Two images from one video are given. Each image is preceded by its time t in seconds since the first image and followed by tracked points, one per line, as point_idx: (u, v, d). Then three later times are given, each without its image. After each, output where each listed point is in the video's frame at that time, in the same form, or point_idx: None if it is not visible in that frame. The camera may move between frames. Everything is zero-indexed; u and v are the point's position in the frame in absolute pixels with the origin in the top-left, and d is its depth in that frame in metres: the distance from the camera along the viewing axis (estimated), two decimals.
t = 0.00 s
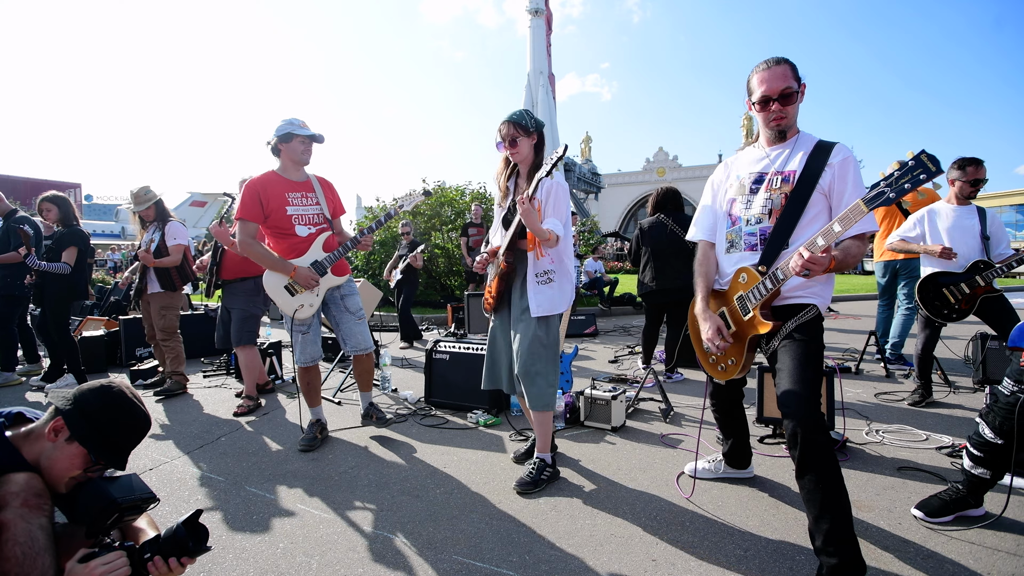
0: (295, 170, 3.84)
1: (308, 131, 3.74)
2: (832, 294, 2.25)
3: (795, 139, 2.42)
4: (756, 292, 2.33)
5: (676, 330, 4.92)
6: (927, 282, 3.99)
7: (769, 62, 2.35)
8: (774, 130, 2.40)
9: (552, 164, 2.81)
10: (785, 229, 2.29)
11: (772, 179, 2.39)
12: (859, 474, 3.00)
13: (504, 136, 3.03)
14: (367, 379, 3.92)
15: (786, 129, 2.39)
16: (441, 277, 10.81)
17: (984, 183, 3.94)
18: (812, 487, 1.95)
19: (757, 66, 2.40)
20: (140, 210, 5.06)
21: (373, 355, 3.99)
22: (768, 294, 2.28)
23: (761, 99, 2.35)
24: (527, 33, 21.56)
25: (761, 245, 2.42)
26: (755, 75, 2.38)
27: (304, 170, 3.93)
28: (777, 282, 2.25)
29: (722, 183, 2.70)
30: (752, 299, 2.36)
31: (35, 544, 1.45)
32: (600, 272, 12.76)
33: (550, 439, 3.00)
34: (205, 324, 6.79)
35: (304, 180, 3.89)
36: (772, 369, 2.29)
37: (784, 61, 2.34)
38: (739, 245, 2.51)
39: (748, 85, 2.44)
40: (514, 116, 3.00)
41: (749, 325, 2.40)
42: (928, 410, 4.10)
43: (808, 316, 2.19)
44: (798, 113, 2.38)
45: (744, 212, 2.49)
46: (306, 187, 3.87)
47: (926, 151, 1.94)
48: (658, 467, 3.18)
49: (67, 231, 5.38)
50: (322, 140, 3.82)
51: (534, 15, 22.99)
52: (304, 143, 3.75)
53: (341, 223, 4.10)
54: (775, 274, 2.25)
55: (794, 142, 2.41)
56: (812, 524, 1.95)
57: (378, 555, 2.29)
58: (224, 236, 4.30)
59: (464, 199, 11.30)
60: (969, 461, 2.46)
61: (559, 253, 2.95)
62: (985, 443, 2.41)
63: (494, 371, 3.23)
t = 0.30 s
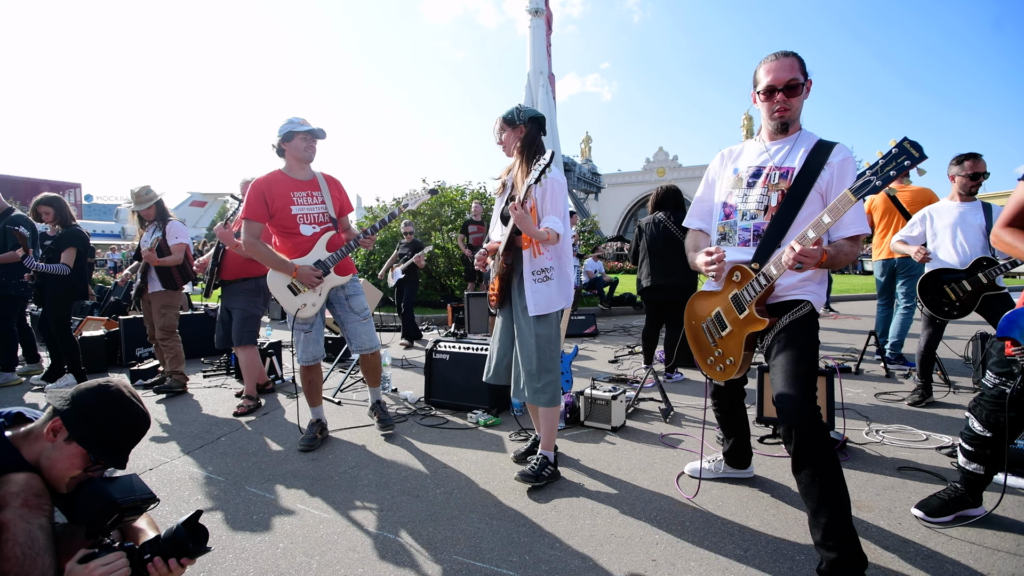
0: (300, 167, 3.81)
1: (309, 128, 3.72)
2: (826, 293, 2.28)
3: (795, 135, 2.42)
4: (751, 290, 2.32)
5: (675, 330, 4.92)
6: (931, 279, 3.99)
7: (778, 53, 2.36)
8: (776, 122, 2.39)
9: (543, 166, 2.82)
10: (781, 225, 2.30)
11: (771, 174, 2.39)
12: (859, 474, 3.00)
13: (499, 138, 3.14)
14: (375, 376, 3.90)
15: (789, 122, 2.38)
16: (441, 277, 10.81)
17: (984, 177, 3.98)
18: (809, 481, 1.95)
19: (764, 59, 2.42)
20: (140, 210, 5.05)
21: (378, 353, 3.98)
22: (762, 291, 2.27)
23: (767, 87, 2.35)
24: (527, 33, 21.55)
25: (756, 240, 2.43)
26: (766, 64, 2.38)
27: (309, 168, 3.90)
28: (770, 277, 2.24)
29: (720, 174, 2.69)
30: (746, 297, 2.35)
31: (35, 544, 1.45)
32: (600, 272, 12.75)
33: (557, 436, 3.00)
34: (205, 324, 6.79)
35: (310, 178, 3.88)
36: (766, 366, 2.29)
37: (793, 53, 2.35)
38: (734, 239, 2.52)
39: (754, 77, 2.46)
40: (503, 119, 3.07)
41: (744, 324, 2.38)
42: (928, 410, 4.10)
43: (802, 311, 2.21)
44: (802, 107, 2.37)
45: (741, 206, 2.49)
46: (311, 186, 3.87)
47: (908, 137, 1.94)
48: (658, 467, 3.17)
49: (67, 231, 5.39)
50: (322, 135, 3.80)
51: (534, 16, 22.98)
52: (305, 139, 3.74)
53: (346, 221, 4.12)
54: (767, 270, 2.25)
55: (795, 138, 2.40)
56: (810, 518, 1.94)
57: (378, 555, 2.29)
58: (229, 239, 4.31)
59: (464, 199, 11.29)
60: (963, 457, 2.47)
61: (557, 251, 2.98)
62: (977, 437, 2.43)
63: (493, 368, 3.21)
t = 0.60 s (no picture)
0: (318, 172, 3.83)
1: (328, 132, 3.73)
2: (825, 299, 2.27)
3: (784, 139, 2.42)
4: (746, 297, 2.33)
5: (675, 330, 4.92)
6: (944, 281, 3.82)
7: (756, 62, 2.37)
8: (760, 130, 2.41)
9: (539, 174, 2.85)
10: (773, 232, 2.30)
11: (760, 181, 2.40)
12: (859, 474, 3.00)
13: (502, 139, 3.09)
14: (366, 384, 3.86)
15: (772, 129, 2.39)
16: (442, 277, 10.82)
17: (998, 180, 3.99)
18: (803, 487, 1.95)
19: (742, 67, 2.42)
20: (140, 208, 5.06)
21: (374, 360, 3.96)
22: (757, 299, 2.27)
23: (748, 98, 2.36)
24: (527, 33, 21.54)
25: (751, 248, 2.43)
26: (742, 75, 2.40)
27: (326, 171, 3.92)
28: (766, 286, 2.23)
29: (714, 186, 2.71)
30: (741, 304, 2.37)
31: (37, 544, 1.44)
32: (600, 272, 12.74)
33: (551, 438, 3.00)
34: (205, 324, 6.79)
35: (327, 180, 3.88)
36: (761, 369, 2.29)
37: (771, 61, 2.36)
38: (730, 249, 2.53)
39: (734, 87, 2.47)
40: (508, 119, 3.03)
41: (740, 330, 2.39)
42: (928, 411, 4.10)
43: (798, 315, 2.20)
44: (784, 114, 2.39)
45: (733, 214, 2.50)
46: (328, 187, 3.87)
47: (912, 157, 1.92)
48: (658, 467, 3.18)
49: (67, 232, 5.40)
50: (342, 140, 3.81)
51: (534, 15, 22.98)
52: (324, 143, 3.73)
53: (362, 223, 4.13)
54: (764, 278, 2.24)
55: (782, 142, 2.40)
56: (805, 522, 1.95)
57: (378, 555, 2.29)
58: (227, 238, 4.34)
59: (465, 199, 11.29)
60: (955, 468, 2.48)
61: (555, 253, 2.97)
62: (963, 451, 2.42)
63: (491, 369, 3.21)
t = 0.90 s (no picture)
0: (338, 177, 3.85)
1: (352, 141, 3.75)
2: (826, 291, 2.26)
3: (775, 137, 2.42)
4: (749, 297, 2.33)
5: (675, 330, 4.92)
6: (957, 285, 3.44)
7: (739, 64, 2.40)
8: (746, 130, 2.42)
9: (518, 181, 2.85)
10: (773, 232, 2.29)
11: (756, 181, 2.40)
12: (859, 474, 3.00)
13: (501, 137, 3.05)
14: (369, 382, 3.85)
15: (758, 130, 2.40)
16: (442, 277, 10.83)
17: (1011, 181, 3.99)
18: (805, 486, 1.95)
19: (728, 68, 2.45)
20: (141, 206, 5.07)
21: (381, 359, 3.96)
22: (760, 298, 2.28)
23: (731, 99, 2.38)
24: (527, 33, 21.55)
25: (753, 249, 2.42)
26: (727, 77, 2.42)
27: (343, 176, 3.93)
28: (767, 287, 2.25)
29: (709, 189, 2.71)
30: (744, 305, 2.36)
31: (45, 543, 1.46)
32: (600, 272, 12.74)
33: (551, 437, 2.99)
34: (205, 323, 6.79)
35: (345, 184, 3.89)
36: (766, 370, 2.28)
37: (755, 61, 2.38)
38: (732, 251, 2.51)
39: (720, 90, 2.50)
40: (507, 116, 3.00)
41: (742, 331, 2.38)
42: (928, 410, 4.10)
43: (801, 317, 2.19)
44: (770, 114, 2.39)
45: (733, 216, 2.49)
46: (347, 191, 3.89)
47: (905, 151, 1.91)
48: (658, 467, 3.17)
49: (67, 230, 5.39)
50: (363, 149, 3.83)
51: (534, 15, 22.99)
52: (347, 151, 3.76)
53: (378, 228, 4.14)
54: (765, 278, 2.25)
55: (774, 141, 2.41)
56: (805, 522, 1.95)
57: (379, 555, 2.29)
58: (226, 247, 4.25)
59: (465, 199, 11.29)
60: (962, 471, 2.44)
61: (559, 251, 3.00)
62: (972, 454, 2.39)
63: (499, 368, 3.24)
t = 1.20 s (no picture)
0: (347, 178, 3.85)
1: (364, 143, 3.75)
2: (834, 288, 2.26)
3: (781, 128, 2.42)
4: (755, 298, 2.33)
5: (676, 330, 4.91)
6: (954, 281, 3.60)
7: (753, 45, 2.39)
8: (757, 116, 2.40)
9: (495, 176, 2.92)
10: (777, 230, 2.30)
11: (760, 176, 2.39)
12: (859, 474, 3.00)
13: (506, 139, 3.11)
14: (370, 382, 3.85)
15: (769, 114, 2.39)
16: (442, 277, 10.85)
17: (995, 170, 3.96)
18: (815, 478, 1.95)
19: (740, 51, 2.45)
20: (141, 208, 5.07)
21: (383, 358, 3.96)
22: (767, 299, 2.27)
23: (744, 80, 2.37)
24: (527, 33, 21.56)
25: (756, 246, 2.43)
26: (740, 58, 2.41)
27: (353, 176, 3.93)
28: (774, 287, 2.25)
29: (711, 180, 2.71)
30: (750, 305, 2.36)
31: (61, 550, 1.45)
32: (600, 272, 12.75)
33: (557, 436, 3.00)
34: (205, 323, 6.79)
35: (354, 184, 3.90)
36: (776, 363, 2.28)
37: (769, 44, 2.37)
38: (734, 247, 2.52)
39: (732, 72, 2.48)
40: (507, 119, 3.05)
41: (750, 332, 2.38)
42: (928, 410, 4.10)
43: (808, 307, 2.19)
44: (782, 98, 2.39)
45: (735, 210, 2.49)
46: (355, 192, 3.89)
47: (917, 149, 1.94)
48: (658, 467, 3.18)
49: (66, 231, 5.39)
50: (375, 152, 3.83)
51: (534, 15, 22.99)
52: (357, 152, 3.77)
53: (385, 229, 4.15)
54: (772, 278, 2.25)
55: (780, 132, 2.40)
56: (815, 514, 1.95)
57: (379, 556, 2.29)
58: (223, 246, 4.34)
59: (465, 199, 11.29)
60: (970, 457, 2.45)
61: (555, 249, 2.98)
62: (985, 438, 2.39)
63: (497, 362, 3.27)
